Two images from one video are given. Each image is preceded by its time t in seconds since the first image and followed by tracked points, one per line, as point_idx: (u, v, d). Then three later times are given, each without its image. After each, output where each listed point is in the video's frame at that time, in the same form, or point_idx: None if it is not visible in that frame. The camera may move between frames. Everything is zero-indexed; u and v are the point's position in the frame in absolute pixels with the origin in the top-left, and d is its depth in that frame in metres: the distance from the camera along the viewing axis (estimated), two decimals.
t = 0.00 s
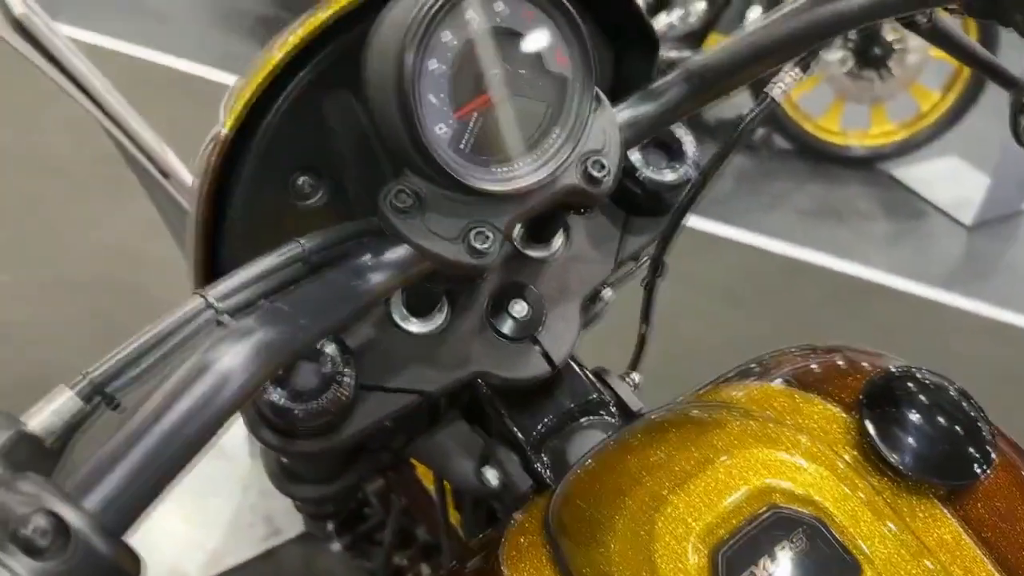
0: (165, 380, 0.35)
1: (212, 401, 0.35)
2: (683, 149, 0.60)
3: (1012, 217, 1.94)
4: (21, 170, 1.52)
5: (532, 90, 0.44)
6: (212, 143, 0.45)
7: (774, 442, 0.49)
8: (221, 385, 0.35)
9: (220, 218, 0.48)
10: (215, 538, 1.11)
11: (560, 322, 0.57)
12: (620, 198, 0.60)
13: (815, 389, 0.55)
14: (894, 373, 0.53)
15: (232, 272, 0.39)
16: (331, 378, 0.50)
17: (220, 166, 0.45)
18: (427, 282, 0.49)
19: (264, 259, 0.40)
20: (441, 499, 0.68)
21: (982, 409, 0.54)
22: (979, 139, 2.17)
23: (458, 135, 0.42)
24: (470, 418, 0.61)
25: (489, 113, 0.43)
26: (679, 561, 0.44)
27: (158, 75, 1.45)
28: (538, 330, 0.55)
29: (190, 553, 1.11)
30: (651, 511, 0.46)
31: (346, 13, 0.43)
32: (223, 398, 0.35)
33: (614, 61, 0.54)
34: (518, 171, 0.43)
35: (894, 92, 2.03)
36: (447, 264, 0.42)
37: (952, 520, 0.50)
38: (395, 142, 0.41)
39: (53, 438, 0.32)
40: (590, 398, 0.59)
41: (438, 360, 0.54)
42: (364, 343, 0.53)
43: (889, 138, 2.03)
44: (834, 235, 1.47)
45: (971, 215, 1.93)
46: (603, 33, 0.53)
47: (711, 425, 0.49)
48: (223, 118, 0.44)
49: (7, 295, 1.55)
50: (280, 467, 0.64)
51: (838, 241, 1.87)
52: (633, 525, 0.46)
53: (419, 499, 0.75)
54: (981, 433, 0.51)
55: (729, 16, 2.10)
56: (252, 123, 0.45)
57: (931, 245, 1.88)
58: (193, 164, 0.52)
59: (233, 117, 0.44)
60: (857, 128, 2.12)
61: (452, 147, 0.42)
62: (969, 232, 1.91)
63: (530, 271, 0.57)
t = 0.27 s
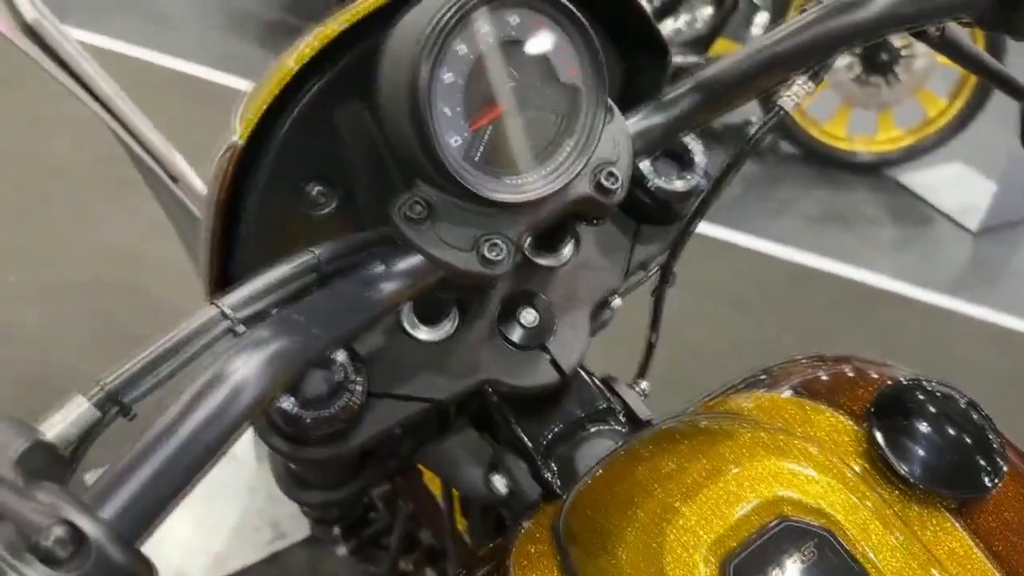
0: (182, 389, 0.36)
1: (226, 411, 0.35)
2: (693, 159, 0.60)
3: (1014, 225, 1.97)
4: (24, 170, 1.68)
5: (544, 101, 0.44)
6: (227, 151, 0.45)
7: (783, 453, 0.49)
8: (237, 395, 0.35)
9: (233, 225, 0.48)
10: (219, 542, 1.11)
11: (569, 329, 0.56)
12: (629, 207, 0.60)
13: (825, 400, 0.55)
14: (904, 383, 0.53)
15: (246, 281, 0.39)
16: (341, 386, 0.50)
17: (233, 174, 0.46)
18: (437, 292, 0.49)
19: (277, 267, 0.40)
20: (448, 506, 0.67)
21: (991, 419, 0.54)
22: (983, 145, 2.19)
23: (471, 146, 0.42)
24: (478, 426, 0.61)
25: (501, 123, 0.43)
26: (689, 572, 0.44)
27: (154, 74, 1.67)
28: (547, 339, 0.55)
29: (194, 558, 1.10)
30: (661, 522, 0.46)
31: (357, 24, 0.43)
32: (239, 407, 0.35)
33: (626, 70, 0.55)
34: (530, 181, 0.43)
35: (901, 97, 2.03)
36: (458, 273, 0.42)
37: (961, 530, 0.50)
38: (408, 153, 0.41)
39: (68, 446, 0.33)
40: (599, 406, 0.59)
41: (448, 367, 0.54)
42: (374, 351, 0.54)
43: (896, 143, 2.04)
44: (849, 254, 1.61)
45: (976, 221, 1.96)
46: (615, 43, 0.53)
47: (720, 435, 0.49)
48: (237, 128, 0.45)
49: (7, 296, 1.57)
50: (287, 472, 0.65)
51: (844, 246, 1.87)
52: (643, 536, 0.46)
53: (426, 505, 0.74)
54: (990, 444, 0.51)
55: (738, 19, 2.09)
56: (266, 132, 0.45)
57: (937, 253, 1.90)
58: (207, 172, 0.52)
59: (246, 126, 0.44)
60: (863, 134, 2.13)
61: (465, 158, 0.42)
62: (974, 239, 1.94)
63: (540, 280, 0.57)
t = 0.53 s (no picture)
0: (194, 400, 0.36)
1: (238, 420, 0.35)
2: (701, 165, 0.61)
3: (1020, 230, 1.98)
4: (24, 170, 1.70)
5: (554, 110, 0.44)
6: (238, 158, 0.45)
7: (791, 461, 0.49)
8: (249, 404, 0.35)
9: (243, 233, 0.48)
10: (223, 546, 1.11)
11: (577, 335, 0.56)
12: (637, 214, 0.60)
13: (832, 408, 0.55)
14: (911, 391, 0.53)
15: (257, 289, 0.40)
16: (350, 393, 0.50)
17: (244, 182, 0.46)
18: (448, 299, 0.49)
19: (288, 276, 0.41)
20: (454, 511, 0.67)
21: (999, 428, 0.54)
22: (989, 151, 2.20)
23: (481, 154, 0.42)
24: (486, 432, 0.61)
25: (511, 133, 0.43)
26: None
27: (153, 74, 1.72)
28: (554, 346, 0.55)
29: (198, 561, 1.10)
30: (669, 529, 0.46)
31: (368, 32, 0.43)
32: (252, 415, 0.35)
33: (635, 76, 0.55)
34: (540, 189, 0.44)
35: (907, 102, 2.02)
36: (467, 280, 0.42)
37: (969, 539, 0.50)
38: (419, 161, 0.42)
39: (79, 454, 0.33)
40: (605, 412, 0.59)
41: (456, 374, 0.54)
42: (382, 356, 0.54)
43: (901, 149, 2.04)
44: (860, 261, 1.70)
45: (982, 226, 1.97)
46: (624, 50, 0.54)
47: (728, 443, 0.50)
48: (248, 135, 0.45)
49: (12, 297, 1.58)
50: (293, 477, 0.64)
51: (850, 251, 1.87)
52: (651, 543, 0.46)
53: (432, 510, 0.73)
54: (998, 453, 0.51)
55: (743, 24, 2.10)
56: (278, 140, 0.45)
57: (943, 257, 1.91)
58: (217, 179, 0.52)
59: (259, 133, 0.44)
60: (869, 139, 2.13)
61: (475, 167, 0.42)
62: (981, 244, 1.95)
63: (547, 286, 0.57)
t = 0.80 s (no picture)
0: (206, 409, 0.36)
1: (252, 427, 0.35)
2: (710, 173, 0.61)
3: None
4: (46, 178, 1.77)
5: (564, 119, 0.45)
6: (249, 167, 0.45)
7: (800, 470, 0.49)
8: (263, 411, 0.36)
9: (255, 239, 0.48)
10: (228, 547, 1.12)
11: (586, 342, 0.57)
12: (646, 221, 0.60)
13: (841, 416, 0.56)
14: (918, 400, 0.53)
15: (269, 296, 0.40)
16: (359, 399, 0.51)
17: (257, 189, 0.46)
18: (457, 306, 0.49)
19: (300, 283, 0.41)
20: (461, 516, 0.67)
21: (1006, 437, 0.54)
22: (996, 158, 2.21)
23: (493, 162, 0.42)
24: (493, 438, 0.60)
25: (522, 141, 0.43)
26: None
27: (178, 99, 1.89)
28: (563, 353, 0.55)
29: (203, 563, 1.10)
30: (678, 537, 0.46)
31: (381, 40, 0.44)
32: (265, 423, 0.36)
33: (644, 84, 0.55)
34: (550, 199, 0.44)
35: (914, 108, 2.02)
36: (478, 288, 0.43)
37: (977, 548, 0.50)
38: (431, 168, 0.42)
39: (93, 459, 0.33)
40: (613, 419, 0.59)
41: (465, 380, 0.54)
42: (391, 362, 0.53)
43: (908, 154, 2.05)
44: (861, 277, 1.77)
45: (988, 232, 1.98)
46: (635, 59, 0.54)
47: (736, 451, 0.50)
48: (260, 141, 0.45)
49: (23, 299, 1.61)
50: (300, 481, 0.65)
51: (857, 256, 1.87)
52: (660, 551, 0.46)
53: (438, 515, 0.73)
54: (1006, 461, 0.51)
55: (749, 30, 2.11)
56: (290, 147, 0.46)
57: (949, 263, 1.91)
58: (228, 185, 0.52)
59: (272, 140, 0.44)
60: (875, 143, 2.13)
61: (487, 175, 0.42)
62: (987, 249, 1.96)
63: (555, 293, 0.57)
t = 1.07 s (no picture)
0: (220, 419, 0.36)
1: (264, 437, 0.35)
2: (719, 182, 0.61)
3: None
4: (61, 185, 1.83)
5: (575, 129, 0.45)
6: (264, 176, 0.46)
7: (809, 479, 0.49)
8: (275, 421, 0.36)
9: (266, 247, 0.49)
10: (235, 549, 1.12)
11: (594, 349, 0.57)
12: (655, 229, 0.60)
13: (850, 425, 0.56)
14: (927, 410, 0.53)
15: (282, 306, 0.40)
16: (369, 406, 0.51)
17: (270, 197, 0.46)
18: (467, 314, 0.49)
19: (311, 292, 0.41)
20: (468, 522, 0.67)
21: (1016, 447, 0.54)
22: (1002, 163, 2.21)
23: (504, 172, 0.43)
24: (500, 444, 0.60)
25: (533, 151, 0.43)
26: None
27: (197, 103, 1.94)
28: (572, 361, 0.55)
29: (209, 565, 1.10)
30: (686, 547, 0.46)
31: (392, 51, 0.44)
32: (278, 432, 0.36)
33: (652, 93, 0.55)
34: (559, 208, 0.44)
35: (920, 112, 2.02)
36: (488, 297, 0.43)
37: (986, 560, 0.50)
38: (442, 178, 0.42)
39: (106, 468, 0.34)
40: (621, 427, 0.59)
41: (473, 387, 0.54)
42: (399, 369, 0.54)
43: (914, 159, 2.05)
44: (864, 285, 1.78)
45: (994, 237, 1.97)
46: (645, 68, 0.54)
47: (745, 460, 0.50)
48: (273, 151, 0.45)
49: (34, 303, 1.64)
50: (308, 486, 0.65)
51: (862, 261, 1.87)
52: (669, 561, 0.46)
53: (444, 521, 0.73)
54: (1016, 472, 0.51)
55: (754, 35, 2.13)
56: (302, 157, 0.46)
57: (954, 268, 1.91)
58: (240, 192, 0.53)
59: (284, 149, 0.45)
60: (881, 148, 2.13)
61: (497, 185, 0.42)
62: (993, 254, 1.95)
63: (563, 300, 0.57)
